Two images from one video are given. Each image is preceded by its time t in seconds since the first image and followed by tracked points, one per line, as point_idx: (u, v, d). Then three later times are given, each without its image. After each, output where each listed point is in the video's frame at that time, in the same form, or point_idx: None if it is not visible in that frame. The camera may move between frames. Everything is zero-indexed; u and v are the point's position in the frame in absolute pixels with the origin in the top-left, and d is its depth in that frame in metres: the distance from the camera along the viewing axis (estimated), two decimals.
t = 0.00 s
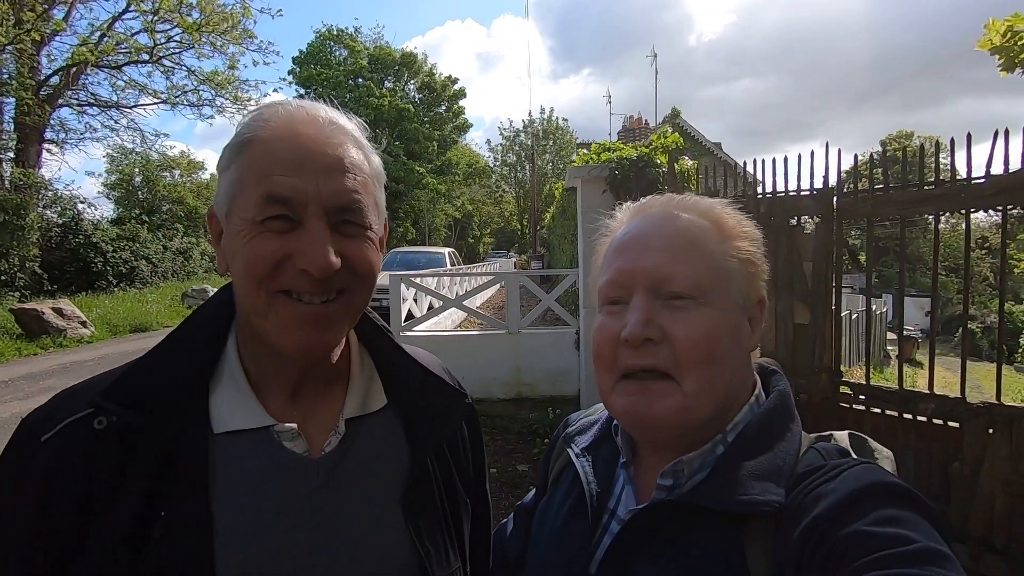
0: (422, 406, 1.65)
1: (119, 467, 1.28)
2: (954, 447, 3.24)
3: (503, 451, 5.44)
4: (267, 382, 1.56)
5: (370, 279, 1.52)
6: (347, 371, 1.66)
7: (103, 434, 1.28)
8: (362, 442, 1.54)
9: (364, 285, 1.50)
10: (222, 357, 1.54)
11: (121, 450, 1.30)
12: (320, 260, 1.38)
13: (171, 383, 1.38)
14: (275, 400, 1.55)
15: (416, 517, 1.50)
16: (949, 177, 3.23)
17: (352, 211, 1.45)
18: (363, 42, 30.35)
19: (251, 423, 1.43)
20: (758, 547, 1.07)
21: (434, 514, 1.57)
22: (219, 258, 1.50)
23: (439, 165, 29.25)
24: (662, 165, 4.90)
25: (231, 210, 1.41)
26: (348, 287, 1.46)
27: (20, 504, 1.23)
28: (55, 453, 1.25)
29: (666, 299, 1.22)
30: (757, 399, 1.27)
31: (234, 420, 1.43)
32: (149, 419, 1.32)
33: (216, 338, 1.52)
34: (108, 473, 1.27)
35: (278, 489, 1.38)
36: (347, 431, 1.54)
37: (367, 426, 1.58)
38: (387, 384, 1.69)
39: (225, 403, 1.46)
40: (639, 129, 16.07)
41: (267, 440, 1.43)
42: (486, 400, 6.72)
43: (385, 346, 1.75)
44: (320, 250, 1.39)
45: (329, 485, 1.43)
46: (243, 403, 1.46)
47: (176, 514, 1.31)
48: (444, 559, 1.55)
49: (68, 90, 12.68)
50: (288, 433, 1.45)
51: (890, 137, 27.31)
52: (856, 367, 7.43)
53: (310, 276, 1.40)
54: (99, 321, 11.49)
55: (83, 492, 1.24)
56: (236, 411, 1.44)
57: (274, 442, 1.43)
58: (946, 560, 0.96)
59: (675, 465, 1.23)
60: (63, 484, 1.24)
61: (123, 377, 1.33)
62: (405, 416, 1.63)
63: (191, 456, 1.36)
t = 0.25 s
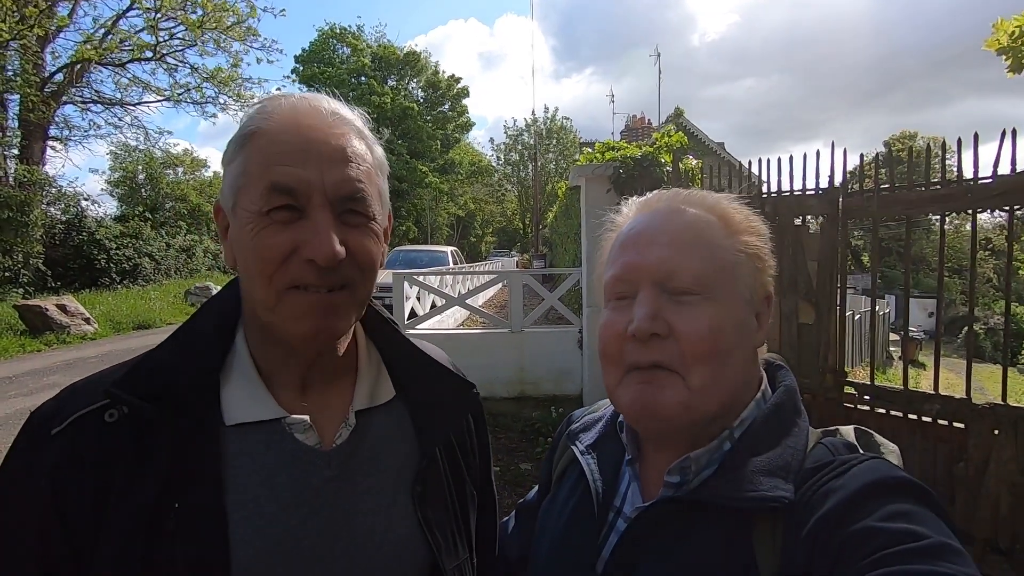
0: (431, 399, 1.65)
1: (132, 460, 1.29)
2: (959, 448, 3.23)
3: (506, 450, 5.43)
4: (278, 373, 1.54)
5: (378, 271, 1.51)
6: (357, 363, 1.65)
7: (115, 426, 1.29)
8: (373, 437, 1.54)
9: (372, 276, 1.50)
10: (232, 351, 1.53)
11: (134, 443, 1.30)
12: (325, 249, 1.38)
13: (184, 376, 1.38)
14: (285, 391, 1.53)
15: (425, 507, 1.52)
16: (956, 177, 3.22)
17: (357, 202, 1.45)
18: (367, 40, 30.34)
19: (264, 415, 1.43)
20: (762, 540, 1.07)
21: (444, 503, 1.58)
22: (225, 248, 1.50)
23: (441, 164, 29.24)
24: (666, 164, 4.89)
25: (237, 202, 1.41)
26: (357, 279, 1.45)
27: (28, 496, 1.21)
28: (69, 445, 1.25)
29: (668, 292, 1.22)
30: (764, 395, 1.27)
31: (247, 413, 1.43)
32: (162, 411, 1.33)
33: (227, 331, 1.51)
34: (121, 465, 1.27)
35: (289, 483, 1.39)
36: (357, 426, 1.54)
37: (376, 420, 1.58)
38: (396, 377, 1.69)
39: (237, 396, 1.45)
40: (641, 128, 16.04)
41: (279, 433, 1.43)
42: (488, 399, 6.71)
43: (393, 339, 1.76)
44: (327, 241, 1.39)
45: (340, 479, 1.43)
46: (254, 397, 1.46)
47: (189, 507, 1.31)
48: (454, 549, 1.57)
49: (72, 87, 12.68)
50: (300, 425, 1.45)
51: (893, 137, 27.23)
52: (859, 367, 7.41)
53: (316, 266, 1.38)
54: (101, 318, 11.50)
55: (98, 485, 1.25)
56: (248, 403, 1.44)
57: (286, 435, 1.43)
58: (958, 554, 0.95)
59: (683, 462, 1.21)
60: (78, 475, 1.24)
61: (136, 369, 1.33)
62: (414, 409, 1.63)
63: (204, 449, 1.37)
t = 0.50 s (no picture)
0: (432, 398, 1.65)
1: (132, 459, 1.28)
2: (962, 450, 3.22)
3: (506, 449, 5.43)
4: (278, 372, 1.54)
5: (381, 270, 1.52)
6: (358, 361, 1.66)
7: (115, 426, 1.29)
8: (376, 436, 1.54)
9: (374, 275, 1.50)
10: (232, 349, 1.53)
11: (134, 442, 1.30)
12: (328, 247, 1.38)
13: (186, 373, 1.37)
14: (286, 391, 1.53)
15: (426, 504, 1.51)
16: (959, 178, 3.21)
17: (359, 200, 1.45)
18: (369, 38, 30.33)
19: (264, 414, 1.43)
20: (767, 542, 1.07)
21: (444, 500, 1.58)
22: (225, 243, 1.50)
23: (442, 162, 29.23)
24: (668, 164, 4.89)
25: (242, 198, 1.40)
26: (361, 279, 1.45)
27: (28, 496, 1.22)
28: (70, 445, 1.25)
29: (684, 292, 1.21)
30: (767, 396, 1.27)
31: (247, 412, 1.43)
32: (163, 410, 1.33)
33: (228, 327, 1.51)
34: (121, 466, 1.26)
35: (292, 482, 1.38)
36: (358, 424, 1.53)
37: (378, 418, 1.58)
38: (396, 373, 1.68)
39: (236, 394, 1.45)
40: (644, 128, 16.03)
41: (280, 431, 1.43)
42: (489, 398, 6.72)
43: (394, 335, 1.75)
44: (331, 239, 1.39)
45: (343, 478, 1.43)
46: (253, 395, 1.45)
47: (190, 508, 1.31)
48: (455, 545, 1.57)
49: (74, 83, 12.68)
50: (301, 424, 1.45)
51: (896, 138, 27.23)
52: (861, 368, 7.41)
53: (319, 265, 1.38)
54: (102, 315, 11.51)
55: (98, 485, 1.24)
56: (249, 402, 1.44)
57: (286, 433, 1.43)
58: (966, 559, 0.95)
59: (688, 464, 1.23)
60: (78, 476, 1.24)
61: (137, 367, 1.33)
62: (416, 407, 1.62)
63: (205, 448, 1.37)
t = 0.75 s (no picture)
0: (442, 400, 1.64)
1: (136, 460, 1.26)
2: (957, 450, 3.25)
3: (502, 452, 5.42)
4: (289, 371, 1.53)
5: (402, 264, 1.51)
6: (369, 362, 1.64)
7: (117, 420, 1.27)
8: (384, 437, 1.52)
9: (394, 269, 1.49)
10: (242, 345, 1.52)
11: (138, 439, 1.28)
12: (348, 237, 1.37)
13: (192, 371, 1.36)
14: (297, 392, 1.52)
15: (439, 510, 1.51)
16: (952, 179, 3.24)
17: (380, 191, 1.44)
18: (360, 42, 30.26)
19: (273, 414, 1.41)
20: (795, 542, 1.06)
21: (456, 504, 1.56)
22: (239, 236, 1.50)
23: (433, 166, 29.19)
24: (663, 166, 4.91)
25: (262, 187, 1.39)
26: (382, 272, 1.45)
27: (26, 497, 1.19)
28: (71, 440, 1.23)
29: (745, 287, 1.21)
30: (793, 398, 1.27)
31: (256, 411, 1.41)
32: (167, 407, 1.31)
33: (235, 324, 1.50)
34: (124, 463, 1.24)
35: (300, 483, 1.37)
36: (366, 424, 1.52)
37: (387, 419, 1.57)
38: (406, 374, 1.67)
39: (246, 394, 1.44)
40: (635, 132, 16.10)
41: (287, 431, 1.42)
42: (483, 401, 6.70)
43: (403, 334, 1.73)
44: (353, 231, 1.39)
45: (351, 479, 1.42)
46: (262, 395, 1.44)
47: (194, 507, 1.29)
48: (466, 554, 1.54)
49: (60, 84, 12.53)
50: (311, 425, 1.44)
51: (882, 142, 27.51)
52: (853, 371, 7.45)
53: (339, 254, 1.37)
54: (89, 319, 11.37)
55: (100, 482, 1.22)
56: (259, 403, 1.42)
57: (297, 434, 1.42)
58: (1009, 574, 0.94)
59: (720, 467, 1.22)
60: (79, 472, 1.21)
61: (142, 364, 1.31)
62: (426, 409, 1.63)
63: (211, 447, 1.34)
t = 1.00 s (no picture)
0: (428, 397, 1.62)
1: (116, 461, 1.24)
2: (940, 445, 3.30)
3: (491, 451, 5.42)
4: (271, 371, 1.50)
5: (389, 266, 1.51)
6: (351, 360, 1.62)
7: (95, 422, 1.24)
8: (369, 436, 1.51)
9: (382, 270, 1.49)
10: (221, 342, 1.51)
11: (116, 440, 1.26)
12: (344, 243, 1.37)
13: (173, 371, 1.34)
14: (278, 390, 1.49)
15: (424, 507, 1.49)
16: (935, 179, 3.29)
17: (372, 197, 1.44)
18: (346, 40, 30.08)
19: (253, 412, 1.40)
20: (783, 542, 1.08)
21: (443, 503, 1.55)
22: (217, 237, 1.48)
23: (420, 165, 29.09)
24: (651, 165, 4.93)
25: (251, 192, 1.37)
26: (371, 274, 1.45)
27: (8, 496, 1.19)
28: (49, 442, 1.21)
29: (726, 287, 1.22)
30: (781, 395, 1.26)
31: (236, 409, 1.40)
32: (145, 407, 1.29)
33: (217, 323, 1.48)
34: (102, 463, 1.23)
35: (285, 483, 1.36)
36: (351, 422, 1.51)
37: (371, 417, 1.55)
38: (391, 371, 1.66)
39: (225, 393, 1.42)
40: (624, 131, 16.17)
41: (269, 430, 1.40)
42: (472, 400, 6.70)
43: (386, 331, 1.72)
44: (346, 236, 1.38)
45: (337, 479, 1.41)
46: (243, 394, 1.42)
47: (175, 506, 1.28)
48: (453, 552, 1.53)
49: (41, 82, 12.33)
50: (291, 423, 1.42)
51: (867, 142, 27.80)
52: (838, 368, 7.54)
53: (335, 262, 1.38)
54: (72, 320, 11.22)
55: (77, 484, 1.21)
56: (239, 400, 1.41)
57: (278, 431, 1.40)
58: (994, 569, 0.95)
59: (705, 467, 1.22)
60: (56, 474, 1.20)
61: (120, 364, 1.30)
62: (410, 404, 1.61)
63: (192, 447, 1.33)
